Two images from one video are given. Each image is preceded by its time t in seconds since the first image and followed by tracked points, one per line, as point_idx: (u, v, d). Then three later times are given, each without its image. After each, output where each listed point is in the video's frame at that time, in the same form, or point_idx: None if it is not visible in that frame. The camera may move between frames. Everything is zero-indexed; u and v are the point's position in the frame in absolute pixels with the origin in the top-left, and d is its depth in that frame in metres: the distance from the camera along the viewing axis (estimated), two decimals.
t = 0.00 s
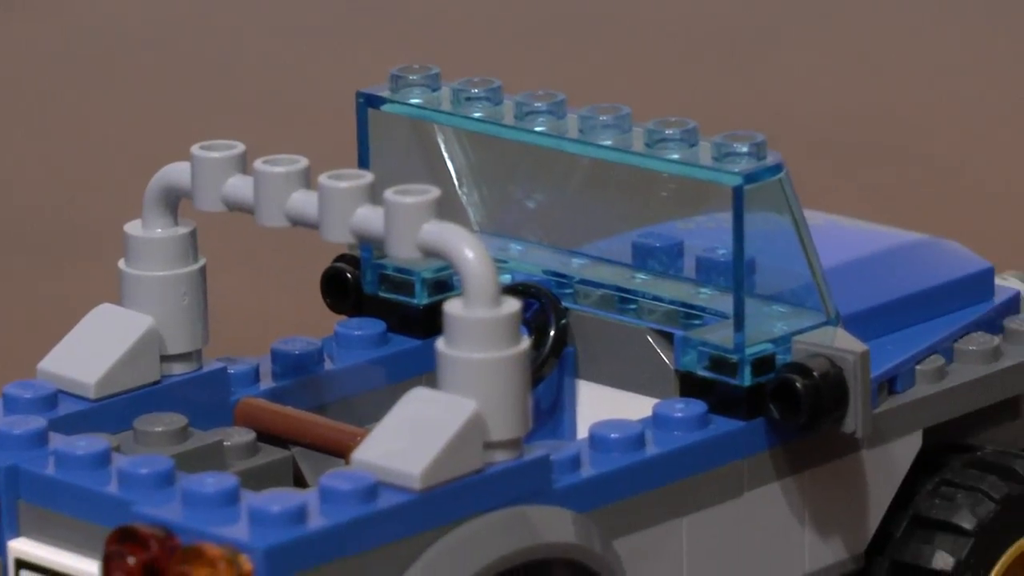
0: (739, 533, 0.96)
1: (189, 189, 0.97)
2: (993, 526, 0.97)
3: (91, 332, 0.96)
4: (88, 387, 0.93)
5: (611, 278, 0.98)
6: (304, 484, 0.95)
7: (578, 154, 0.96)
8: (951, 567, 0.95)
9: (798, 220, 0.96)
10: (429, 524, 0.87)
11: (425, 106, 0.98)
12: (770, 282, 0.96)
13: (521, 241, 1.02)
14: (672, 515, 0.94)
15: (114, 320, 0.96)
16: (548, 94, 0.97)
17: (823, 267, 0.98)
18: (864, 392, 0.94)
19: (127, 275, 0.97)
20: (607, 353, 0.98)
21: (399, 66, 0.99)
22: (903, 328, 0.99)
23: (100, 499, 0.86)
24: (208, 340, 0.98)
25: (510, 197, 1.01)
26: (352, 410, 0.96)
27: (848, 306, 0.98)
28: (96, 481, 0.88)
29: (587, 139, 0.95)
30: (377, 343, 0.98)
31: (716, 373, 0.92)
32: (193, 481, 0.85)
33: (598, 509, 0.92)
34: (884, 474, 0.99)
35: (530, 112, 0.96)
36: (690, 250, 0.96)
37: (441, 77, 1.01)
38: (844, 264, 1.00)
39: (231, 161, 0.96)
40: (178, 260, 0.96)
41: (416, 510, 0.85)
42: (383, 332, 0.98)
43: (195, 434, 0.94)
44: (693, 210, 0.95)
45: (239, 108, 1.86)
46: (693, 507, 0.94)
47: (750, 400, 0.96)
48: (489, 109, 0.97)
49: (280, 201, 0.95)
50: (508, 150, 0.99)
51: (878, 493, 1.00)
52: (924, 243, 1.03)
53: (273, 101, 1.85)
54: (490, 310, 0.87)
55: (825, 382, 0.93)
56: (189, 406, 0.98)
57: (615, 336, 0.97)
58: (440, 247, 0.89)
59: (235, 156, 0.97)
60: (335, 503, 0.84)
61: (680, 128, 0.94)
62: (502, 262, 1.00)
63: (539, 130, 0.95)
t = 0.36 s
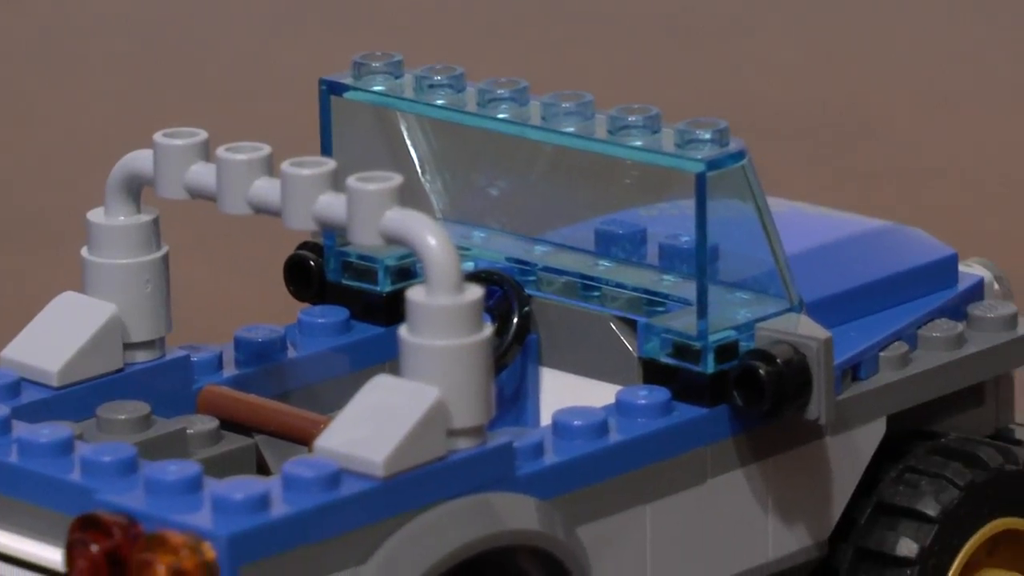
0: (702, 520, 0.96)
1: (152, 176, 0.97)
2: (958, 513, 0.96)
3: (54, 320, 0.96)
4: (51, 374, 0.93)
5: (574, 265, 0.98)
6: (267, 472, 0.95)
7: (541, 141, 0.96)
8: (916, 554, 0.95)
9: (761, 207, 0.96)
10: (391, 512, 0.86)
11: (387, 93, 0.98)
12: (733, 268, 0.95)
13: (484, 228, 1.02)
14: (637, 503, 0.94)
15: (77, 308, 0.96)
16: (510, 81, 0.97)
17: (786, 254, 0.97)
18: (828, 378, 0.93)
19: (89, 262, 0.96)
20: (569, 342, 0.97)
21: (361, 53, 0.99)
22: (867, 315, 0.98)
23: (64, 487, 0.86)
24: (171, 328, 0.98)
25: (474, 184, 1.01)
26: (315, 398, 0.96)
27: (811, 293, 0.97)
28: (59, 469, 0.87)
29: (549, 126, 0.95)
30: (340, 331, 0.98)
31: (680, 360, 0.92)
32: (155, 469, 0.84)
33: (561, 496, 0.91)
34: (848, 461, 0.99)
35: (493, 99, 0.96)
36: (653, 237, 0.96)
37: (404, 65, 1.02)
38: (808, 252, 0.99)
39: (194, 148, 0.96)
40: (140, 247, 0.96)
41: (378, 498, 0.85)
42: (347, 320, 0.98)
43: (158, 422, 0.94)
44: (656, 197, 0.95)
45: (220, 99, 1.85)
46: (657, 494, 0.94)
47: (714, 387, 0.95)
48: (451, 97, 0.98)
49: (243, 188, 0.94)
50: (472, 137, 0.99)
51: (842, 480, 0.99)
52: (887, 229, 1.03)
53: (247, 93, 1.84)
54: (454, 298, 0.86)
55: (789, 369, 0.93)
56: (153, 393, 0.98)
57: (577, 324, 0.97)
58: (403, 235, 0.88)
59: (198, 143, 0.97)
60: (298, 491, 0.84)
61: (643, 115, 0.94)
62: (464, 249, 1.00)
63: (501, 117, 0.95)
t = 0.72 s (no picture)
0: (667, 512, 0.95)
1: (117, 168, 0.97)
2: (924, 505, 0.96)
3: (18, 312, 0.96)
4: (16, 367, 0.93)
5: (539, 257, 0.98)
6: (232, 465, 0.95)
7: (506, 134, 0.96)
8: (881, 547, 0.95)
9: (727, 199, 0.96)
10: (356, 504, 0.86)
11: (352, 85, 0.98)
12: (699, 260, 0.95)
13: (449, 220, 1.02)
14: (603, 494, 0.93)
15: (42, 300, 0.96)
16: (476, 74, 0.97)
17: (751, 246, 0.97)
18: (793, 370, 0.93)
19: (53, 255, 0.96)
20: (532, 334, 0.97)
21: (325, 45, 0.99)
22: (832, 308, 0.98)
23: (29, 479, 0.86)
24: (136, 320, 0.98)
25: (440, 176, 1.01)
26: (281, 391, 0.96)
27: (776, 285, 0.97)
28: (24, 461, 0.87)
29: (515, 118, 0.95)
30: (305, 323, 0.98)
31: (645, 352, 0.92)
32: (120, 461, 0.84)
33: (526, 488, 0.91)
34: (814, 454, 0.99)
35: (458, 92, 0.96)
36: (618, 229, 0.96)
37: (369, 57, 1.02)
38: (773, 244, 0.99)
39: (160, 140, 0.96)
40: (105, 241, 0.96)
41: (342, 490, 0.84)
42: (311, 312, 0.98)
43: (123, 414, 0.94)
44: (621, 189, 0.95)
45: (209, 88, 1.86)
46: (622, 486, 0.94)
47: (679, 379, 0.95)
48: (416, 89, 0.98)
49: (207, 180, 0.94)
50: (437, 129, 0.99)
51: (807, 472, 0.99)
52: (852, 221, 1.03)
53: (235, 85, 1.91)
54: (417, 289, 0.86)
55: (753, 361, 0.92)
56: (119, 386, 0.98)
57: (541, 315, 0.97)
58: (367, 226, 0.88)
59: (163, 135, 0.96)
60: (263, 484, 0.84)
61: (608, 107, 0.94)
62: (429, 241, 1.00)
63: (466, 109, 0.95)
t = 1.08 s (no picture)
0: (629, 499, 0.95)
1: (77, 155, 0.97)
2: (886, 491, 0.96)
3: None
4: None
5: (500, 243, 0.98)
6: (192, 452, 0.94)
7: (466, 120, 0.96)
8: (843, 532, 0.94)
9: (687, 184, 0.95)
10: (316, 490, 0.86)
11: (312, 70, 0.98)
12: (659, 246, 0.95)
13: (409, 206, 1.01)
14: (565, 480, 0.93)
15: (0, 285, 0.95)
16: (436, 60, 0.97)
17: (712, 232, 0.97)
18: (754, 356, 0.93)
19: (14, 241, 0.96)
20: (493, 319, 0.97)
21: (287, 31, 1.00)
22: (793, 294, 0.98)
23: None
24: (96, 306, 0.98)
25: (400, 162, 1.01)
26: (241, 377, 0.96)
27: (737, 270, 0.97)
28: None
29: (475, 104, 0.95)
30: (265, 309, 0.98)
31: (606, 337, 0.93)
32: (80, 447, 0.83)
33: (486, 475, 0.90)
34: (776, 440, 0.98)
35: (418, 77, 0.97)
36: (579, 215, 0.96)
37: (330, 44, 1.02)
38: (733, 230, 0.99)
39: (120, 127, 0.96)
40: (65, 228, 0.96)
41: (303, 476, 0.84)
42: (272, 299, 0.98)
43: (83, 400, 0.93)
44: (581, 174, 0.95)
45: (192, 78, 1.86)
46: (585, 473, 0.93)
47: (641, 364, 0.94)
48: (377, 74, 0.98)
49: (167, 166, 0.94)
50: (398, 115, 0.99)
51: (770, 458, 0.99)
52: (814, 206, 1.02)
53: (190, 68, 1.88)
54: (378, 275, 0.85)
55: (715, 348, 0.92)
56: (80, 372, 0.97)
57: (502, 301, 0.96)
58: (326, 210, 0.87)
59: (124, 122, 0.96)
60: (224, 470, 0.83)
61: (568, 92, 0.94)
62: (389, 227, 0.99)
63: (427, 95, 0.96)
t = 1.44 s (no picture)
0: (589, 483, 0.94)
1: (38, 140, 0.96)
2: (849, 476, 0.95)
3: None
4: None
5: (461, 228, 0.97)
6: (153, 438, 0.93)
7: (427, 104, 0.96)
8: (805, 517, 0.94)
9: (648, 168, 0.95)
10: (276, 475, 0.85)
11: (273, 56, 0.99)
12: (621, 230, 0.94)
13: (371, 191, 1.01)
14: (527, 465, 0.92)
15: None
16: (397, 44, 0.97)
17: (674, 216, 0.96)
18: (716, 341, 0.92)
19: None
20: (454, 302, 0.96)
21: (247, 16, 1.00)
22: (754, 278, 0.98)
23: None
24: (57, 291, 0.97)
25: (360, 146, 1.00)
26: (202, 362, 0.96)
27: (698, 254, 0.96)
28: None
29: (435, 88, 0.95)
30: (226, 295, 0.97)
31: (567, 322, 0.93)
32: (40, 432, 0.82)
33: (447, 460, 0.90)
34: (738, 425, 0.98)
35: (379, 62, 0.97)
36: (540, 198, 0.96)
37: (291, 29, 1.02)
38: (695, 214, 0.99)
39: (80, 112, 0.96)
40: (26, 212, 0.96)
41: (264, 461, 0.83)
42: (233, 284, 0.98)
43: (43, 386, 0.91)
44: (542, 159, 0.95)
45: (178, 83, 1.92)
46: (546, 457, 0.93)
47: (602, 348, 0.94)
48: (337, 59, 0.98)
49: (127, 151, 0.94)
50: (358, 100, 0.99)
51: (732, 442, 0.98)
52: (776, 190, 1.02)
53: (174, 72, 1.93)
54: (338, 261, 0.85)
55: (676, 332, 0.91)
56: (41, 357, 0.97)
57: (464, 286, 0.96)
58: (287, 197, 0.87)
59: (84, 107, 0.96)
60: (185, 455, 0.82)
61: (529, 77, 0.94)
62: (350, 212, 0.99)
63: (387, 79, 0.96)
